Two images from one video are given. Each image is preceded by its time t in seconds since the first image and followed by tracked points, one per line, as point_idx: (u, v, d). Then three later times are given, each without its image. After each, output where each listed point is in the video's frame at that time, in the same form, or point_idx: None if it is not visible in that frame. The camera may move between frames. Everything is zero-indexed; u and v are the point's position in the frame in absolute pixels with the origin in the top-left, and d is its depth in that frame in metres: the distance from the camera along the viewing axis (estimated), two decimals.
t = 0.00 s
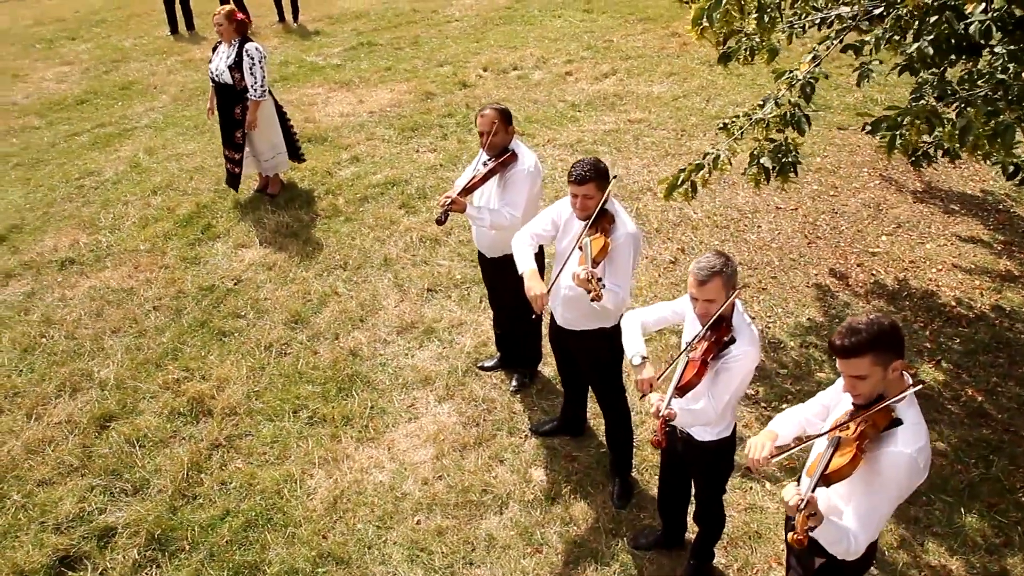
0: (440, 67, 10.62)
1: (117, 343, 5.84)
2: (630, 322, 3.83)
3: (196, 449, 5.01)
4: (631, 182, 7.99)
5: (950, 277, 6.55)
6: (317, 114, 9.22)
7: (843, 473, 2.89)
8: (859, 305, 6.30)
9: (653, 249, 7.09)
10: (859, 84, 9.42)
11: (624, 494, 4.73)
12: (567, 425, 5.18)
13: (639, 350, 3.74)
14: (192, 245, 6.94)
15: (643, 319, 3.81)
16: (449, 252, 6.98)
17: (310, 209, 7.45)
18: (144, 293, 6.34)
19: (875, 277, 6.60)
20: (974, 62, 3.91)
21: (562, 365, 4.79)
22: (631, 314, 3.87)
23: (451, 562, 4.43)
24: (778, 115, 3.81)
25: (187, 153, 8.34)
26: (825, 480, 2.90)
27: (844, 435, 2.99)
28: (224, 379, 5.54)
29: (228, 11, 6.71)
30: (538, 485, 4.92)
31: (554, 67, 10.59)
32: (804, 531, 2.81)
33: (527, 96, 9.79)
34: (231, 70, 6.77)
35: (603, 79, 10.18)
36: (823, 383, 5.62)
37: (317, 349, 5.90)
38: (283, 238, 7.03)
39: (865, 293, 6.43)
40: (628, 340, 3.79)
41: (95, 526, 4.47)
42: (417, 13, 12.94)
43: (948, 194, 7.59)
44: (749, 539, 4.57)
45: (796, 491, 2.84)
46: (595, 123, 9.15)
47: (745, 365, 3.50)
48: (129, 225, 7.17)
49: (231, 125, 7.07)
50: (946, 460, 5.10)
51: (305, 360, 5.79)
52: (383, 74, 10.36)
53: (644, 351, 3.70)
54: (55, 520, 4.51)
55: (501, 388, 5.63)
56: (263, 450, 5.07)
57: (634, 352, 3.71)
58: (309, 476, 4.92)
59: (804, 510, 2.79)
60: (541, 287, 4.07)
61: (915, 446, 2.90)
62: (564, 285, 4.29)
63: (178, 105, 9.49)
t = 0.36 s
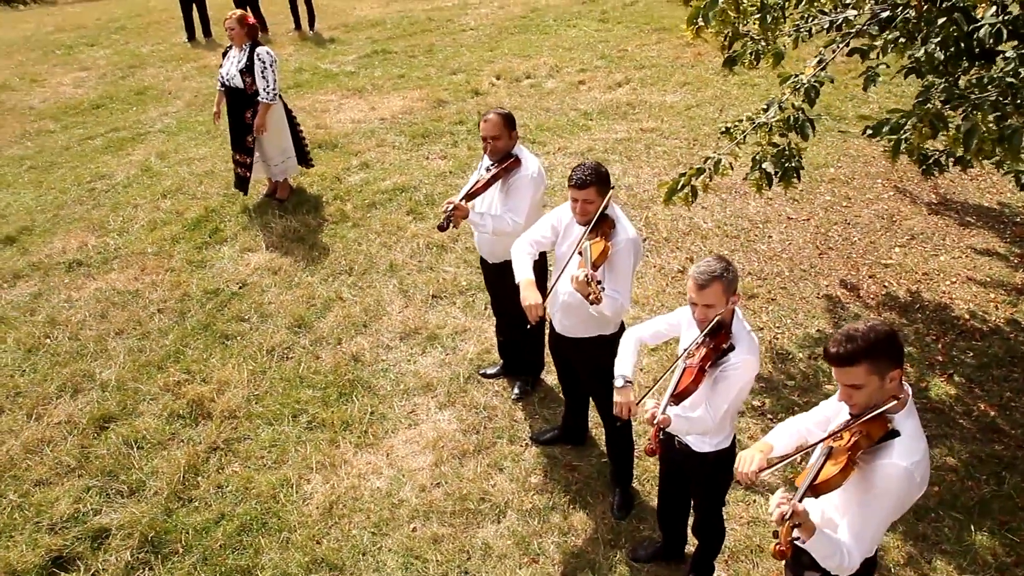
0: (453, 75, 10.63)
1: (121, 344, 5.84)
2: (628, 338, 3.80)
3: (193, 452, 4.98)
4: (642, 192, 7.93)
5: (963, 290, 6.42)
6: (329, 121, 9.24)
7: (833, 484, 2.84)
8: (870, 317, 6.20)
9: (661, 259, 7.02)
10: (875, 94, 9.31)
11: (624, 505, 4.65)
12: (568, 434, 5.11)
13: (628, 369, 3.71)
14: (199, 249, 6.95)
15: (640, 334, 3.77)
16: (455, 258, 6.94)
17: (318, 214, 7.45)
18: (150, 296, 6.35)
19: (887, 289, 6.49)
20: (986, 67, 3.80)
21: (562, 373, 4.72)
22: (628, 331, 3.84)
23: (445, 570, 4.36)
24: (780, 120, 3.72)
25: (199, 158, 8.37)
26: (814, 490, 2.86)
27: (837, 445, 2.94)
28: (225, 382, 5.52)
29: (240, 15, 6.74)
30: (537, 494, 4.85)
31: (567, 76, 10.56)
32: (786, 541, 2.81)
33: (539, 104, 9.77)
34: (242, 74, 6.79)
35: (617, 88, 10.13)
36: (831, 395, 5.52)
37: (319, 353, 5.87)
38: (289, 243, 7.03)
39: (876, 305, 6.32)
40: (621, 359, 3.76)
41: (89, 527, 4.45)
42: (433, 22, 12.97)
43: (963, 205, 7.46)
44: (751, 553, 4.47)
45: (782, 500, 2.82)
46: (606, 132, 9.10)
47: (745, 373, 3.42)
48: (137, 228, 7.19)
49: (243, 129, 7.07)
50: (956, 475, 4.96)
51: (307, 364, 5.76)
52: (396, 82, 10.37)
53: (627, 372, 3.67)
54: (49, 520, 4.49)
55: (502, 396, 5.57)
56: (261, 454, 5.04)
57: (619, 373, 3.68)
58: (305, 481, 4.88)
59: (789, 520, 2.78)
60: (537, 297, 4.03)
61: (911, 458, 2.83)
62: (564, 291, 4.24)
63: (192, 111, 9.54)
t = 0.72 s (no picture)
0: (464, 83, 10.62)
1: (120, 346, 5.82)
2: (621, 352, 3.75)
3: (187, 455, 4.94)
4: (649, 200, 7.85)
5: (976, 302, 6.28)
6: (338, 127, 9.25)
7: (826, 495, 2.75)
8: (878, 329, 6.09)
9: (667, 267, 6.93)
10: (889, 105, 9.19)
11: (622, 516, 4.54)
12: (566, 443, 5.02)
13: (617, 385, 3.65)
14: (203, 253, 6.94)
15: (632, 347, 3.71)
16: (459, 265, 6.89)
17: (323, 219, 7.43)
18: (151, 298, 6.33)
19: (897, 300, 6.36)
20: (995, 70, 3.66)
21: (559, 379, 4.63)
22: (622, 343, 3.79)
23: None
24: (782, 120, 3.59)
25: (207, 163, 8.38)
26: (806, 500, 2.77)
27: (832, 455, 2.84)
28: (222, 386, 5.48)
29: (249, 20, 6.72)
30: (533, 503, 4.76)
31: (578, 85, 10.52)
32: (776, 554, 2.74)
33: (549, 112, 9.73)
34: (250, 78, 6.78)
35: (627, 97, 10.07)
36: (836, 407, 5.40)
37: (318, 358, 5.83)
38: (293, 247, 7.01)
39: (886, 316, 6.20)
40: (613, 372, 3.72)
41: (79, 529, 4.41)
42: (446, 31, 12.98)
43: (977, 217, 7.31)
44: (750, 567, 4.36)
45: (773, 512, 2.74)
46: (615, 140, 9.03)
47: (741, 379, 3.32)
48: (142, 231, 7.19)
49: (251, 134, 7.06)
50: (964, 490, 4.81)
51: (305, 368, 5.72)
52: (407, 90, 10.37)
53: (614, 388, 3.61)
54: (39, 521, 4.45)
55: (502, 403, 5.49)
56: (256, 458, 4.99)
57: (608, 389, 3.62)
58: (299, 486, 4.82)
59: (777, 532, 2.70)
60: (526, 303, 3.96)
61: (910, 469, 2.72)
62: (558, 296, 4.16)
63: (202, 116, 9.57)
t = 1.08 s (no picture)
0: (473, 94, 10.61)
1: (117, 350, 5.79)
2: (617, 360, 3.62)
3: (179, 460, 4.87)
4: (656, 211, 7.76)
5: (989, 315, 6.12)
6: (345, 136, 9.24)
7: (823, 506, 2.61)
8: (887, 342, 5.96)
9: (673, 278, 6.82)
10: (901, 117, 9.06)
11: (619, 528, 4.42)
12: (564, 453, 4.91)
13: (606, 396, 3.57)
14: (205, 259, 6.91)
15: (628, 355, 3.57)
16: (461, 273, 6.82)
17: (327, 227, 7.39)
18: (151, 303, 6.30)
19: (907, 313, 6.23)
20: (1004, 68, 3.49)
21: (556, 387, 4.53)
22: (619, 352, 3.66)
23: None
24: (780, 119, 3.54)
25: (214, 170, 8.39)
26: (802, 512, 2.63)
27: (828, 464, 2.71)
28: (217, 391, 5.43)
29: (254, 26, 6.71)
30: (528, 513, 4.65)
31: (588, 96, 10.47)
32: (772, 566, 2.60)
33: (557, 123, 9.69)
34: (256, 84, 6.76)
35: (637, 109, 10.01)
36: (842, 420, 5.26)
37: (315, 365, 5.77)
38: (295, 255, 6.97)
39: (895, 330, 6.07)
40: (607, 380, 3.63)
41: (65, 533, 4.34)
42: (457, 43, 13.00)
43: (992, 229, 7.16)
44: None
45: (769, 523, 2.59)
46: (624, 151, 8.96)
47: (736, 386, 3.22)
48: (145, 237, 7.17)
49: (257, 139, 7.04)
50: (975, 507, 4.65)
51: (302, 375, 5.66)
52: (416, 100, 10.37)
53: (603, 399, 3.56)
54: (26, 524, 4.39)
55: (500, 413, 5.40)
56: (248, 464, 4.91)
57: (598, 400, 3.55)
58: (290, 493, 4.74)
59: (773, 545, 2.56)
60: (515, 310, 3.94)
61: (911, 479, 2.59)
62: (552, 301, 4.10)
63: (211, 125, 9.58)
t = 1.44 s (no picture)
0: (483, 107, 10.61)
1: (115, 354, 5.75)
2: (615, 369, 3.44)
3: (171, 465, 4.81)
4: (663, 223, 7.68)
5: (1002, 329, 5.97)
6: (354, 147, 9.25)
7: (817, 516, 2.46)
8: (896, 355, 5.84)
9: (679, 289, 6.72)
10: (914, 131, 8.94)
11: (616, 541, 4.28)
12: (562, 464, 4.80)
13: (600, 408, 3.40)
14: (208, 265, 6.89)
15: (625, 364, 3.39)
16: (464, 282, 6.76)
17: (331, 235, 7.37)
18: (152, 308, 6.28)
19: (918, 326, 6.09)
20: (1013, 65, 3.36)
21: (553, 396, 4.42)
22: (617, 362, 3.48)
23: None
24: (780, 118, 3.46)
25: (221, 178, 8.39)
26: (794, 521, 2.49)
27: (823, 472, 2.55)
28: (214, 396, 5.37)
29: (261, 33, 6.71)
30: (523, 524, 4.54)
31: (598, 109, 10.44)
32: None
33: (566, 135, 9.66)
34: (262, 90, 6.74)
35: (647, 121, 9.96)
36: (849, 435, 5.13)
37: (313, 372, 5.71)
38: (298, 262, 6.95)
39: (905, 343, 5.94)
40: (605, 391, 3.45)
41: (52, 536, 4.29)
42: (469, 56, 13.02)
43: (1007, 242, 7.00)
44: None
45: (758, 531, 2.52)
46: (632, 163, 8.90)
47: (732, 392, 3.07)
48: (149, 243, 7.16)
49: (262, 146, 7.02)
50: (986, 524, 4.49)
51: (300, 382, 5.60)
52: (425, 111, 10.37)
53: (594, 411, 3.39)
54: (13, 526, 4.33)
55: (498, 422, 5.31)
56: (241, 470, 4.85)
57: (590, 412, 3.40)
58: (282, 500, 4.66)
59: (761, 555, 2.48)
60: (506, 316, 3.88)
61: (912, 487, 2.42)
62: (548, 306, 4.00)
63: (221, 134, 9.60)
